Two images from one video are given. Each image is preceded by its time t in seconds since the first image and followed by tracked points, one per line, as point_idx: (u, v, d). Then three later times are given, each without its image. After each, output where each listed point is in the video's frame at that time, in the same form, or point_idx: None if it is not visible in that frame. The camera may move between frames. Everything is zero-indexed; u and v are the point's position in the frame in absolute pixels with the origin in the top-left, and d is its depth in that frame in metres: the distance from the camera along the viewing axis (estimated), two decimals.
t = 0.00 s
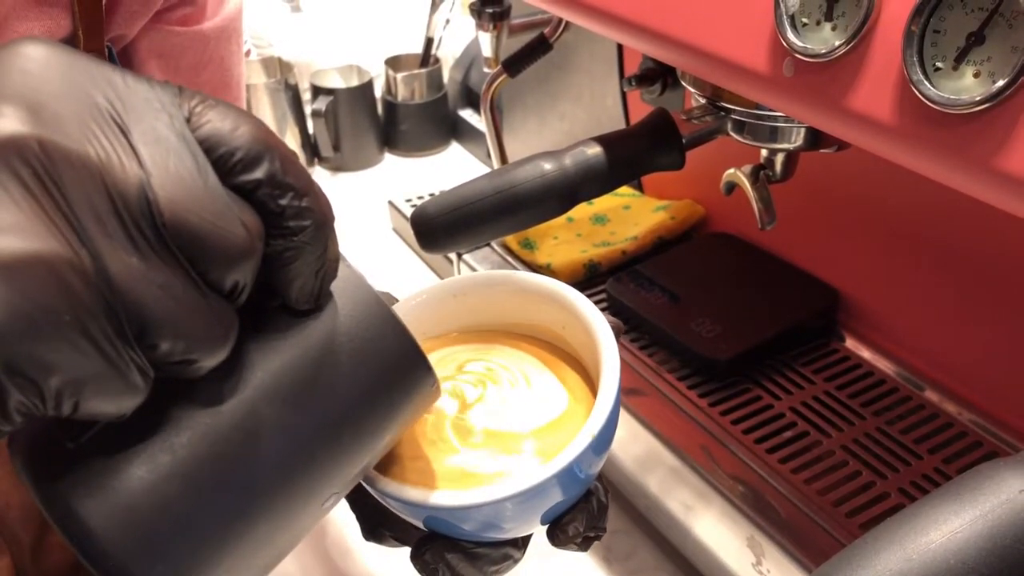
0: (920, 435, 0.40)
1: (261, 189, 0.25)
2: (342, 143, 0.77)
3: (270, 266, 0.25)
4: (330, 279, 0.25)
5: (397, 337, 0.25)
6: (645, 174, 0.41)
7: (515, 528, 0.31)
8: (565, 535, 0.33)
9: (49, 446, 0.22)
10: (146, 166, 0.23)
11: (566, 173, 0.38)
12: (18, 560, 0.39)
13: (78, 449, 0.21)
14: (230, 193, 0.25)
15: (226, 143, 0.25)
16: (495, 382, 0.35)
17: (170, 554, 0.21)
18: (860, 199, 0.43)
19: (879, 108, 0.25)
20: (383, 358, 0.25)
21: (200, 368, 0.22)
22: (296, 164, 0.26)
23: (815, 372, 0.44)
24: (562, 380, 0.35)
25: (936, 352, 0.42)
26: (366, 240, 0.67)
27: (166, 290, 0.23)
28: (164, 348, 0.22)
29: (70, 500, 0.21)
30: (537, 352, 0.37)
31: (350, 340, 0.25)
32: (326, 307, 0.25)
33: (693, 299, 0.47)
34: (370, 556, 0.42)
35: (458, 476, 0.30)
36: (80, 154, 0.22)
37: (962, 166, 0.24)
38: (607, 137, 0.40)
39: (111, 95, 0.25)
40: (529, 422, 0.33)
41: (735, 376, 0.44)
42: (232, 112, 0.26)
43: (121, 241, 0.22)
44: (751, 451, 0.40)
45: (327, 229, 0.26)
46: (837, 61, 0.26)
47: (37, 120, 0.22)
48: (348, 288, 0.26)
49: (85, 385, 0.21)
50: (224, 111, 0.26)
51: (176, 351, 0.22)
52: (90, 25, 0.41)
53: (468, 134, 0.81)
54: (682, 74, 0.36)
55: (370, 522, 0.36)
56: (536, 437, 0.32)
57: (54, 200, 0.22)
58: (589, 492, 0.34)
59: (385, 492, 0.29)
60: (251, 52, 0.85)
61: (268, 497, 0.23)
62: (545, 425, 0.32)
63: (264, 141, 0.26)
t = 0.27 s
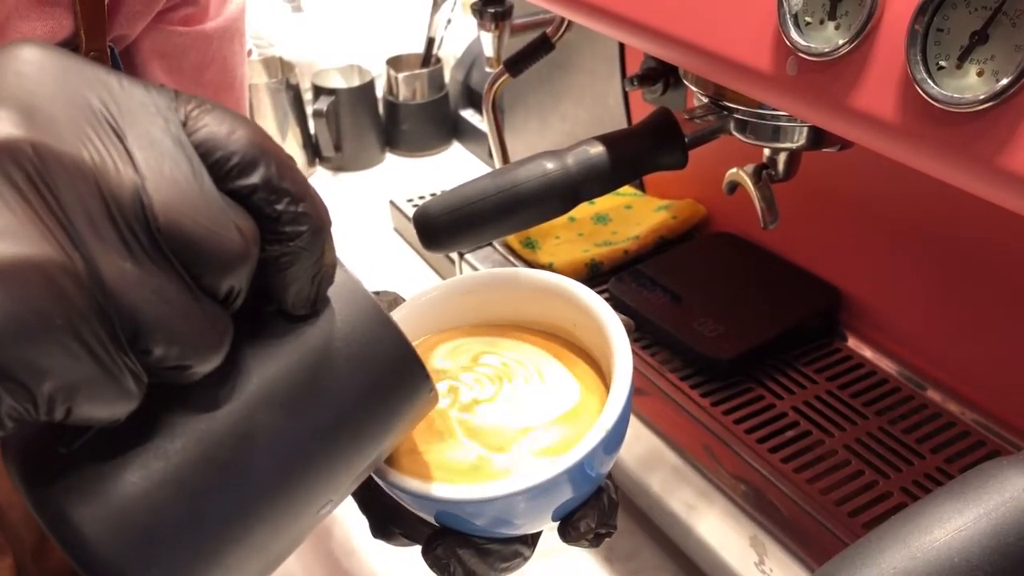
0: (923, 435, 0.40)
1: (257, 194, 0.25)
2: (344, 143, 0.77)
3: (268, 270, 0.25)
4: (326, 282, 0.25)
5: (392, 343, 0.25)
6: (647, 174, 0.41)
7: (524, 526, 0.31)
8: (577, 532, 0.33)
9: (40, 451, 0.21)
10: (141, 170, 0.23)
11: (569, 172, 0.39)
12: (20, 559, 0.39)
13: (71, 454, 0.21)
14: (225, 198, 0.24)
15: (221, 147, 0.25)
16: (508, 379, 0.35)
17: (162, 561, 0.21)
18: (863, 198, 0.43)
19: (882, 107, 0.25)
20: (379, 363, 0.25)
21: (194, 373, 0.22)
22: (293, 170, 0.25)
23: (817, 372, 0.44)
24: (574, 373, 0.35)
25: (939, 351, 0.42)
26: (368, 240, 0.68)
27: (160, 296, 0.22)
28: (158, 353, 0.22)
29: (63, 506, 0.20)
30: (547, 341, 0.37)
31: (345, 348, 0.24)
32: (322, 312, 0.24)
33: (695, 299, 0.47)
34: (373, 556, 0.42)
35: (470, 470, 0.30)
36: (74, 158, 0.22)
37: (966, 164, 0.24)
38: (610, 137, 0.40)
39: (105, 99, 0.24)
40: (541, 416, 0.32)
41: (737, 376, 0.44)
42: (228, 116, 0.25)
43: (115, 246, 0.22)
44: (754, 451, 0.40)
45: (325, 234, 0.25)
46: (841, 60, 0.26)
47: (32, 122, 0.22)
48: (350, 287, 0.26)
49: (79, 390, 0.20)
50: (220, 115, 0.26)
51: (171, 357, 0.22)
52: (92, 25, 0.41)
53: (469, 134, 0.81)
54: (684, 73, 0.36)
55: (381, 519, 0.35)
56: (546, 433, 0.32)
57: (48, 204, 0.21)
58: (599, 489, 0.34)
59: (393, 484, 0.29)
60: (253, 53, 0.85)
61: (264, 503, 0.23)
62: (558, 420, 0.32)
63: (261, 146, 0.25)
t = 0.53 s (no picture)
0: (925, 436, 0.40)
1: (246, 197, 0.24)
2: (346, 145, 0.77)
3: (253, 275, 0.24)
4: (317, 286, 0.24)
5: (384, 349, 0.25)
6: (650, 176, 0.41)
7: (533, 525, 0.31)
8: (585, 532, 0.33)
9: (26, 454, 0.21)
10: (129, 171, 0.22)
11: (572, 174, 0.39)
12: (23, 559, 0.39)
13: (58, 457, 0.21)
14: (214, 200, 0.24)
15: (211, 148, 0.24)
16: (519, 377, 0.35)
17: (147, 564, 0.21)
18: (866, 201, 0.43)
19: (885, 110, 0.25)
20: (370, 368, 0.24)
21: (182, 376, 0.22)
22: (284, 171, 0.25)
23: (819, 373, 0.44)
24: (580, 373, 0.35)
25: (942, 353, 0.42)
26: (370, 241, 0.68)
27: (148, 297, 0.22)
28: (145, 355, 0.22)
29: (49, 509, 0.20)
30: (557, 338, 0.37)
31: (336, 354, 0.24)
32: (314, 314, 0.24)
33: (698, 301, 0.47)
34: (377, 558, 0.42)
35: (470, 468, 0.30)
36: (62, 161, 0.21)
37: (968, 167, 0.24)
38: (612, 139, 0.40)
39: (95, 98, 0.24)
40: (546, 417, 0.32)
41: (740, 377, 0.44)
42: (218, 116, 0.25)
43: (102, 248, 0.21)
44: (757, 452, 0.40)
45: (315, 236, 0.25)
46: (845, 63, 0.26)
47: (18, 122, 0.21)
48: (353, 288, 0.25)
49: (64, 393, 0.20)
50: (211, 115, 0.25)
51: (158, 359, 0.22)
52: (95, 28, 0.41)
53: (471, 136, 0.81)
54: (687, 76, 0.36)
55: (385, 521, 0.35)
56: (548, 434, 0.32)
57: (35, 207, 0.21)
58: (608, 489, 0.34)
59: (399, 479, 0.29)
60: (256, 54, 0.84)
61: (251, 507, 0.23)
62: (562, 420, 0.32)
63: (252, 147, 0.24)
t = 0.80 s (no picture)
0: (927, 438, 0.40)
1: (235, 192, 0.24)
2: (348, 147, 0.78)
3: (247, 270, 0.25)
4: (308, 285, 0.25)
5: (375, 351, 0.24)
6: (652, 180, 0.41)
7: (538, 527, 0.31)
8: (586, 534, 0.33)
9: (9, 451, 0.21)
10: (115, 165, 0.22)
11: (575, 178, 0.39)
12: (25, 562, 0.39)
13: (42, 455, 0.21)
14: (203, 195, 0.24)
15: (200, 144, 0.24)
16: (527, 376, 0.35)
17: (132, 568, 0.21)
18: (868, 204, 0.43)
19: (887, 115, 0.25)
20: (360, 366, 0.24)
21: (169, 373, 0.22)
22: (272, 166, 0.25)
23: (822, 376, 0.44)
24: (587, 369, 0.35)
25: (944, 357, 0.42)
26: (371, 244, 0.68)
27: (132, 292, 0.22)
28: (130, 351, 0.22)
29: (32, 510, 0.20)
30: (565, 335, 0.37)
31: (325, 353, 0.24)
32: (304, 314, 0.24)
33: (699, 304, 0.47)
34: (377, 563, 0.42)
35: (469, 465, 0.30)
36: (48, 154, 0.22)
37: (970, 172, 0.24)
38: (614, 143, 0.40)
39: (82, 92, 0.24)
40: (554, 416, 0.32)
41: (741, 381, 0.44)
42: (205, 112, 0.25)
43: (87, 241, 0.21)
44: (758, 455, 0.40)
45: (303, 232, 0.25)
46: (847, 68, 0.26)
47: (6, 116, 0.22)
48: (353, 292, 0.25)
49: (47, 389, 0.20)
50: (199, 110, 0.25)
51: (143, 356, 0.22)
52: (97, 33, 0.42)
53: (473, 138, 0.81)
54: (689, 80, 0.36)
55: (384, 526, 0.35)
56: (552, 433, 0.31)
57: (20, 199, 0.21)
58: (610, 493, 0.34)
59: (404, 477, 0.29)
60: (258, 56, 0.82)
61: (240, 509, 0.22)
62: (571, 417, 0.32)
63: (240, 142, 0.25)
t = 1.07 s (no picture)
0: (927, 440, 0.40)
1: (227, 177, 0.24)
2: (349, 149, 0.78)
3: (237, 261, 0.24)
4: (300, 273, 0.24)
5: (368, 341, 0.24)
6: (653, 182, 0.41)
7: (535, 532, 0.31)
8: (583, 538, 0.33)
9: None
10: (104, 147, 0.22)
11: (575, 179, 0.39)
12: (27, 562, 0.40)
13: (31, 446, 0.20)
14: (194, 180, 0.23)
15: (192, 128, 0.24)
16: (528, 377, 0.35)
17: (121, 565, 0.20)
18: (868, 206, 0.43)
19: (888, 118, 0.25)
20: (353, 357, 0.24)
21: (160, 361, 0.21)
22: (266, 154, 0.24)
23: (822, 379, 0.44)
24: (586, 370, 0.35)
25: (945, 359, 0.42)
26: (372, 245, 0.68)
27: (122, 278, 0.21)
28: (120, 338, 0.21)
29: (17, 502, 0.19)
30: (567, 334, 0.37)
31: (318, 342, 0.23)
32: (298, 303, 0.24)
33: (700, 306, 0.47)
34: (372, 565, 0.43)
35: (469, 465, 0.30)
36: (35, 135, 0.21)
37: (970, 175, 0.24)
38: (615, 145, 0.40)
39: (71, 74, 0.23)
40: (553, 419, 0.32)
41: (742, 383, 0.44)
42: (197, 96, 0.24)
43: (75, 225, 0.21)
44: (758, 457, 0.40)
45: (296, 219, 0.24)
46: (847, 71, 0.26)
47: None
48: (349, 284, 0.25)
49: (35, 375, 0.20)
50: (191, 95, 0.24)
51: (133, 342, 0.21)
52: (99, 36, 0.42)
53: (474, 140, 0.81)
54: (690, 82, 0.36)
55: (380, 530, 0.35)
56: (550, 434, 0.31)
57: (5, 179, 0.20)
58: (608, 498, 0.34)
59: (404, 476, 0.29)
60: (260, 57, 0.83)
61: (234, 505, 0.22)
62: (569, 420, 0.32)
63: (233, 128, 0.24)
